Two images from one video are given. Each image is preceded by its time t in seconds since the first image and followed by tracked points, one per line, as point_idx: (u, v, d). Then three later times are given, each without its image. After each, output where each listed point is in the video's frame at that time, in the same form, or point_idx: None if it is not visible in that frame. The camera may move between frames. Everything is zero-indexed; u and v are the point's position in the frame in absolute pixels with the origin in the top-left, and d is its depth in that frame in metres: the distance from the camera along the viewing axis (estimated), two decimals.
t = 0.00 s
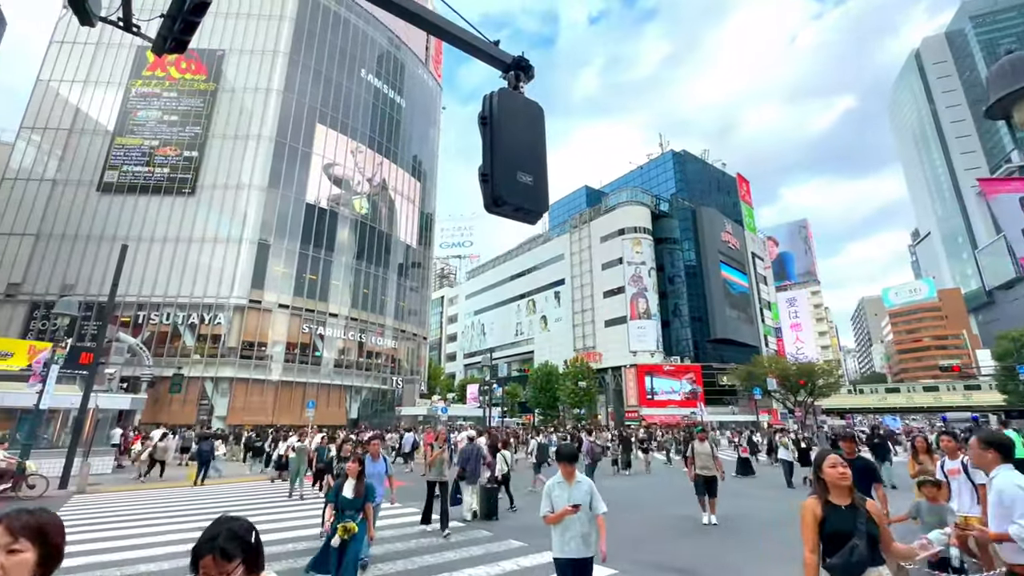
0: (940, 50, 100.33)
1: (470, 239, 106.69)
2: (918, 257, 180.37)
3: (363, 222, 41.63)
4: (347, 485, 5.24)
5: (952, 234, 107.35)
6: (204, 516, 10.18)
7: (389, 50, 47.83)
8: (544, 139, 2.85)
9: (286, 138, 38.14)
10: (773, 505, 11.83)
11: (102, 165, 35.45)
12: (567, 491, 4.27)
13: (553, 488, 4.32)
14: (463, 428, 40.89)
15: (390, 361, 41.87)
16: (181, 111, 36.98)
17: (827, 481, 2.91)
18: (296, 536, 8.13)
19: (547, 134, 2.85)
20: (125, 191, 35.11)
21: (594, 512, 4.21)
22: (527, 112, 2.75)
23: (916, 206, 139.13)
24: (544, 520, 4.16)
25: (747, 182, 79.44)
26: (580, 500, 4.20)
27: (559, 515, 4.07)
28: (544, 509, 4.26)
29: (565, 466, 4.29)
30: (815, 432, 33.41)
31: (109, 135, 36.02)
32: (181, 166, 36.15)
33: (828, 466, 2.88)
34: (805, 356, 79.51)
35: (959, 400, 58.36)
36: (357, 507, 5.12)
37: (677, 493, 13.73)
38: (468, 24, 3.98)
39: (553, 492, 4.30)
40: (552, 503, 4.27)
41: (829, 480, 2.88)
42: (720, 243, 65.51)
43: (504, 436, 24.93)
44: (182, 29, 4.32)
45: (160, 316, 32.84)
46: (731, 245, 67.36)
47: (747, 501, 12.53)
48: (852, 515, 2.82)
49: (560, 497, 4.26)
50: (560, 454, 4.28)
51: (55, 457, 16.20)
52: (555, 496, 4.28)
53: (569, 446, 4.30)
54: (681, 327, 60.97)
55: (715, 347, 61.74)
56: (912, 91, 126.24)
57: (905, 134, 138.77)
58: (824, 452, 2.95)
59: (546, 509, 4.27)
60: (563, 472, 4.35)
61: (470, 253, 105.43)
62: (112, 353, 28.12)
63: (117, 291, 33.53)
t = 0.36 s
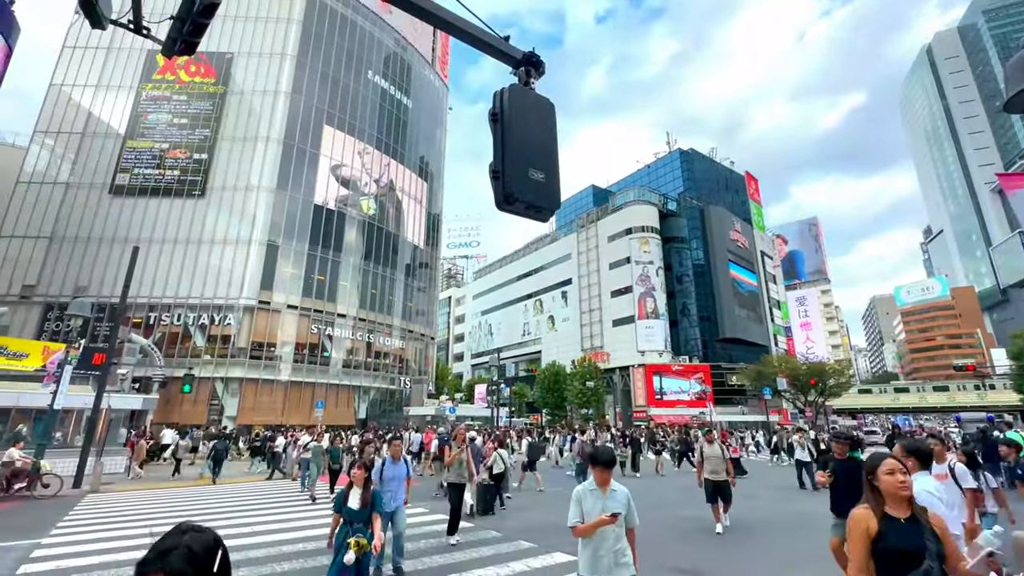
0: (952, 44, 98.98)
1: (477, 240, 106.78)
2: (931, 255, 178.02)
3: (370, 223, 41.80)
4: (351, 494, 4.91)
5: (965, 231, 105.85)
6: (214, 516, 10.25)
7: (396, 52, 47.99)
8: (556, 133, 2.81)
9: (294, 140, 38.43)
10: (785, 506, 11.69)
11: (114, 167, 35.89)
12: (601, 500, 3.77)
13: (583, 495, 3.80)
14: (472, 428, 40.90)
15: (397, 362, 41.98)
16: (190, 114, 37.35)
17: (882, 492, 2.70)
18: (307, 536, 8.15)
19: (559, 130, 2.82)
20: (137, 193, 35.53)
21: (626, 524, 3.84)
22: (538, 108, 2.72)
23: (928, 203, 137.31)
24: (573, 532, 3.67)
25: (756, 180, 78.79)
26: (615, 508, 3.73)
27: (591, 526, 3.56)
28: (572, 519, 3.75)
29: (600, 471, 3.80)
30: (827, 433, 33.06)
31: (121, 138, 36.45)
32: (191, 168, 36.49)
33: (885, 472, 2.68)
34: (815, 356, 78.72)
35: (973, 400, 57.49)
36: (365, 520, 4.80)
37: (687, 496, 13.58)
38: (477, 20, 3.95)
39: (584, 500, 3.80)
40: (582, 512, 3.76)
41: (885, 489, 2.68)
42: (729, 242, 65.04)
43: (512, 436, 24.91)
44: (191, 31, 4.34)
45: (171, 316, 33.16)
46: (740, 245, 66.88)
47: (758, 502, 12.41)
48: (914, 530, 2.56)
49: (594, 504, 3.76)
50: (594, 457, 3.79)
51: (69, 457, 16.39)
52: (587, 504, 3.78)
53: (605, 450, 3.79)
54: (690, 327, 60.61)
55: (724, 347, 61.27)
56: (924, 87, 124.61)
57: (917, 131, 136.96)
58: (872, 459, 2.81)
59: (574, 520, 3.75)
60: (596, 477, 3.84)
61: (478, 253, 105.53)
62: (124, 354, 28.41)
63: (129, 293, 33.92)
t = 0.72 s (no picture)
0: (963, 38, 97.65)
1: (483, 239, 106.89)
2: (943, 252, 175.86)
3: (377, 223, 41.93)
4: (359, 504, 4.53)
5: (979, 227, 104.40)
6: (226, 515, 10.35)
7: (402, 52, 48.13)
8: (566, 131, 2.82)
9: (302, 141, 38.67)
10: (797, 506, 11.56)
11: (125, 169, 36.31)
12: (655, 513, 3.17)
13: (633, 508, 3.20)
14: (480, 428, 40.98)
15: (405, 361, 42.09)
16: (199, 116, 37.68)
17: (949, 498, 2.39)
18: (317, 534, 8.19)
19: (569, 127, 2.84)
20: (147, 195, 35.90)
21: (690, 543, 3.15)
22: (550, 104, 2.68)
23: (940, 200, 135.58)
24: (624, 554, 3.06)
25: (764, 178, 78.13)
26: (676, 524, 3.12)
27: (648, 545, 2.97)
28: (624, 539, 3.10)
29: (651, 475, 3.23)
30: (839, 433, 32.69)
31: (131, 140, 36.88)
32: (200, 169, 36.82)
33: (952, 476, 2.38)
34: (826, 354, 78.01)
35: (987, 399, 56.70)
36: (375, 531, 4.42)
37: (697, 495, 13.51)
38: (487, 15, 3.95)
39: (637, 513, 3.18)
40: (636, 531, 3.14)
41: (953, 496, 2.36)
42: (737, 239, 64.59)
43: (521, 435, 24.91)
44: (200, 31, 4.37)
45: (182, 316, 33.49)
46: (749, 242, 66.39)
47: (770, 502, 12.27)
48: (995, 544, 2.21)
49: (651, 520, 3.13)
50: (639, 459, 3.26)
51: (82, 456, 16.61)
52: (641, 522, 3.15)
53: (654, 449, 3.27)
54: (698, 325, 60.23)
55: (733, 346, 60.82)
56: (935, 82, 123.08)
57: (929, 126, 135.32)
58: (934, 458, 2.52)
59: (624, 539, 3.14)
60: (646, 486, 3.26)
61: (484, 252, 105.57)
62: (136, 353, 28.70)
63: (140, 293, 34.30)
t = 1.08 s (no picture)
0: (978, 31, 95.82)
1: (490, 238, 106.89)
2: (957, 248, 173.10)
3: (385, 222, 41.98)
4: (361, 512, 3.68)
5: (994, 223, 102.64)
6: (235, 512, 10.36)
7: (408, 50, 48.16)
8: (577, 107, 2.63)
9: (310, 140, 38.80)
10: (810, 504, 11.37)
11: (135, 170, 36.64)
12: (716, 526, 2.51)
13: (689, 519, 2.50)
14: (488, 426, 40.92)
15: (413, 360, 42.14)
16: (208, 116, 37.93)
17: None
18: (327, 531, 8.15)
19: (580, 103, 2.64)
20: (157, 195, 36.22)
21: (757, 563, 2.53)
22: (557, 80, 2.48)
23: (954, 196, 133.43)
24: None
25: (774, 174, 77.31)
26: (742, 541, 2.49)
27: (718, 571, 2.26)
28: (681, 561, 2.39)
29: (711, 478, 2.57)
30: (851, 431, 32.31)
31: (141, 141, 37.21)
32: (209, 169, 37.08)
33: None
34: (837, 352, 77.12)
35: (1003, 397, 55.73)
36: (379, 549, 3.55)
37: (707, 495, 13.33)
38: None
39: (695, 526, 2.48)
40: (694, 550, 2.44)
41: None
42: (746, 236, 64.00)
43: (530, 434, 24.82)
44: (204, 23, 4.32)
45: (192, 315, 33.72)
46: (759, 239, 65.77)
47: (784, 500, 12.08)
48: None
49: (710, 537, 2.45)
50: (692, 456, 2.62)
51: (93, 453, 16.75)
52: (701, 539, 2.46)
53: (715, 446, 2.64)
54: (707, 323, 59.73)
55: (742, 344, 60.37)
56: (948, 76, 121.24)
57: (942, 120, 133.38)
58: None
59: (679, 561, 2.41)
60: (700, 489, 2.61)
61: (492, 251, 105.46)
62: (147, 352, 28.96)
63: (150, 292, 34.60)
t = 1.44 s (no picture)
0: (994, 23, 94.15)
1: (498, 235, 106.76)
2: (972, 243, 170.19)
3: (393, 220, 41.93)
4: (338, 528, 3.13)
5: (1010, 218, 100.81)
6: (243, 509, 10.29)
7: (415, 48, 48.04)
8: (593, 74, 2.29)
9: (317, 138, 38.85)
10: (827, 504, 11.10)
11: (145, 169, 36.86)
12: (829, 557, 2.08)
13: (794, 547, 2.08)
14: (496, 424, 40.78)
15: (421, 358, 42.12)
16: (217, 115, 38.08)
17: None
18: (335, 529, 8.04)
19: (596, 69, 2.30)
20: (167, 194, 36.43)
21: None
22: (575, 46, 2.22)
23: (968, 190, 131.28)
24: None
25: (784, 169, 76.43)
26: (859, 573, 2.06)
27: None
28: None
29: (821, 499, 2.15)
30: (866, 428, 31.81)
31: (151, 140, 37.40)
32: (218, 168, 37.22)
33: None
34: (849, 349, 76.12)
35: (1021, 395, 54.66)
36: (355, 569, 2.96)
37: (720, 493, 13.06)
38: None
39: (800, 556, 2.05)
40: None
41: None
42: (756, 232, 63.36)
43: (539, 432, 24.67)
44: (202, 8, 4.17)
45: (201, 314, 33.88)
46: (769, 235, 65.02)
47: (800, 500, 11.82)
48: None
49: (823, 566, 2.02)
50: (798, 466, 2.22)
51: (104, 451, 16.84)
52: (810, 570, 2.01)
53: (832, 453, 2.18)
54: (717, 320, 59.10)
55: (753, 341, 59.75)
56: (964, 68, 119.09)
57: (957, 113, 131.22)
58: None
59: None
60: (800, 510, 2.21)
61: (499, 248, 105.24)
62: (157, 350, 29.11)
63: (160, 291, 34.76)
